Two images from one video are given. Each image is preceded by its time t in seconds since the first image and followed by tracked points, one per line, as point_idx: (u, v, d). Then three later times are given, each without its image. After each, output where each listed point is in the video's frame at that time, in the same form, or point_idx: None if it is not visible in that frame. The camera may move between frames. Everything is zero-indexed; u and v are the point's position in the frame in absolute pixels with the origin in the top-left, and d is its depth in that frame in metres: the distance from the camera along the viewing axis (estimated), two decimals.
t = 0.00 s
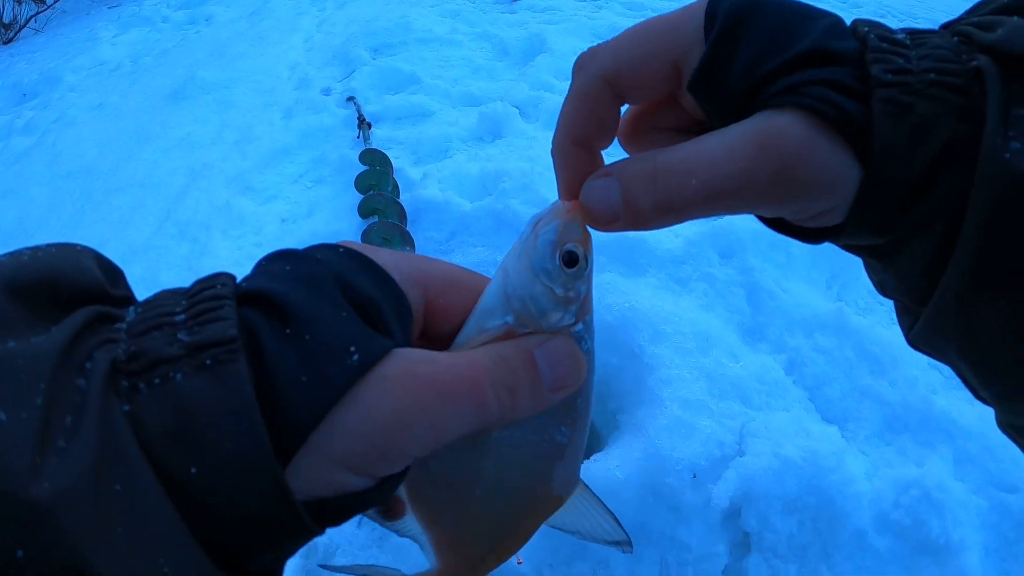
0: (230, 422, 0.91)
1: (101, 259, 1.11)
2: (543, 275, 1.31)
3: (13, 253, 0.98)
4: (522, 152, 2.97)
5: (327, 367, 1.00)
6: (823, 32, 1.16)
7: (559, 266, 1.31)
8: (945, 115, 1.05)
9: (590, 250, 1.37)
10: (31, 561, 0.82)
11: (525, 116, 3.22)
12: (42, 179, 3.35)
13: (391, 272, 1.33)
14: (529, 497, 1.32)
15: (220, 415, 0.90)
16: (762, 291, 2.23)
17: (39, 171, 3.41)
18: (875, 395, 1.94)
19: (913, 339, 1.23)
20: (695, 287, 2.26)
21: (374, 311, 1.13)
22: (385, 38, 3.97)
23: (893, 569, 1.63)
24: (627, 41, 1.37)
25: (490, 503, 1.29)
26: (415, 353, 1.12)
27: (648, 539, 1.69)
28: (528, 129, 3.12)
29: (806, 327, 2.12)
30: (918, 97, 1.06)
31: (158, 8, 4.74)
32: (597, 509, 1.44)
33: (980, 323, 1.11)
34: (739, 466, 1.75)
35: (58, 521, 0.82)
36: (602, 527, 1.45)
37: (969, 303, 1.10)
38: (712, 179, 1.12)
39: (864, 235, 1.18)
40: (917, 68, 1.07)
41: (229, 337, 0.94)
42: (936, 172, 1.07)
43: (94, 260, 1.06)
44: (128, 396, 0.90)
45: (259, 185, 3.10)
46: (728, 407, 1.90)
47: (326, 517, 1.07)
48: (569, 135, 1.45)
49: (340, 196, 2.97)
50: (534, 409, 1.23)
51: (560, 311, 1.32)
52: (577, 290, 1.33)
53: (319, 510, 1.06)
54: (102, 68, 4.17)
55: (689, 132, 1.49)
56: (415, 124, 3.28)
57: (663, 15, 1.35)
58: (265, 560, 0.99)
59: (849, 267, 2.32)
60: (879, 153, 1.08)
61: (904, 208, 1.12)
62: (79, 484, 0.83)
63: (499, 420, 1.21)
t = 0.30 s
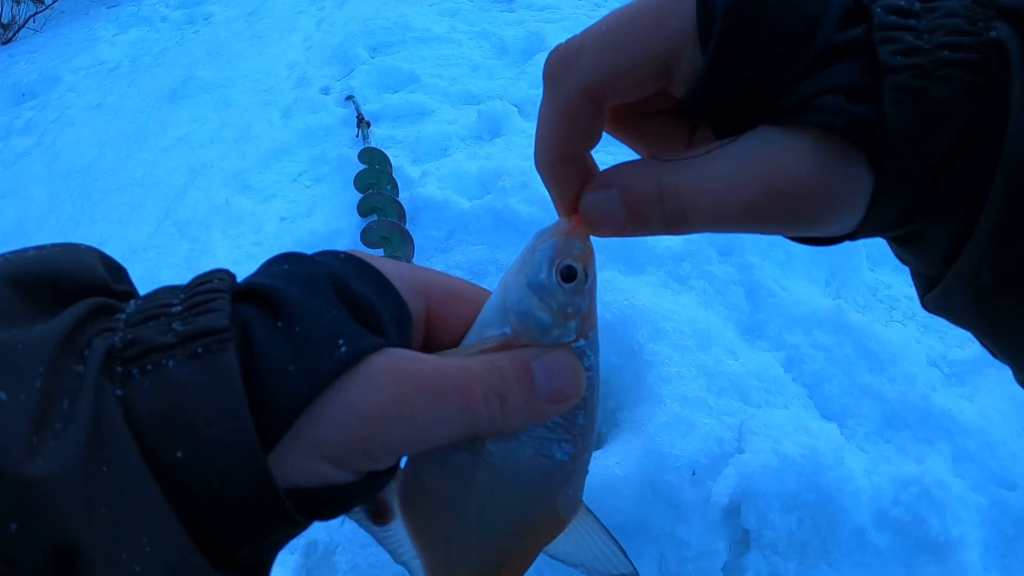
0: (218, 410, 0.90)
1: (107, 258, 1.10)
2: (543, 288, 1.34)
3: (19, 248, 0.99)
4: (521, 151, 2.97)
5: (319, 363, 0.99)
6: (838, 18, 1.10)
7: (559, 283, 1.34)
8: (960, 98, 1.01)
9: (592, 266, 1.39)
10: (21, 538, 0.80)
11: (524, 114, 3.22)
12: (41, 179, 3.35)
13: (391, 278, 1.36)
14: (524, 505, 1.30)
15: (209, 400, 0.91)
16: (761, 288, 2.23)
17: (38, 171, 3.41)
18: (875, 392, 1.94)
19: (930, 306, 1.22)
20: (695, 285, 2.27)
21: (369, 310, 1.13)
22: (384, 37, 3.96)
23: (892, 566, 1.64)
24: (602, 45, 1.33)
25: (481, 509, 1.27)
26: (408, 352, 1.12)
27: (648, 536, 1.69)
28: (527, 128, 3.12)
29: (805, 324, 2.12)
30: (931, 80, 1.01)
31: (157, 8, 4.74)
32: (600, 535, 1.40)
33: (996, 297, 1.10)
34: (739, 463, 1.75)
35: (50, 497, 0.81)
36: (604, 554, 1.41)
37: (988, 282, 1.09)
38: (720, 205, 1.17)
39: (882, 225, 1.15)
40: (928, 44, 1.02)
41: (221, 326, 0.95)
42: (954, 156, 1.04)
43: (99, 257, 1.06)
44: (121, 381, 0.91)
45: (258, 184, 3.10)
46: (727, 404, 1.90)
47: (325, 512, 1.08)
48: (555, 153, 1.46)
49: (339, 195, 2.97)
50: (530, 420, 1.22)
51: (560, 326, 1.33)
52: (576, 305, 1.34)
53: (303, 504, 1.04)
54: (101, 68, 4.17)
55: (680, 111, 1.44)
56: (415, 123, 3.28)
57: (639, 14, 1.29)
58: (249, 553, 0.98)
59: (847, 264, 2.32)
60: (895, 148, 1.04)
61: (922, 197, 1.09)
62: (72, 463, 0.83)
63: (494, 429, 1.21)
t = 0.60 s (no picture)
0: (230, 417, 0.91)
1: (116, 260, 1.10)
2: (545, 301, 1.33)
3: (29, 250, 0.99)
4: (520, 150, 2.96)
5: (331, 371, 1.00)
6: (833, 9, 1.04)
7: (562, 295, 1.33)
8: (953, 93, 0.98)
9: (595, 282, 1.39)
10: (38, 539, 0.81)
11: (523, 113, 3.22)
12: (40, 179, 3.35)
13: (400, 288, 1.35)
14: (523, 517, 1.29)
15: (222, 406, 0.91)
16: (760, 287, 2.23)
17: (38, 171, 3.41)
18: (874, 391, 1.94)
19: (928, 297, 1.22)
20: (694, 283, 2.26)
21: (376, 318, 1.13)
22: (383, 36, 3.96)
23: (891, 564, 1.64)
24: (586, 34, 1.22)
25: (480, 519, 1.26)
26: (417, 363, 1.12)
27: (647, 534, 1.69)
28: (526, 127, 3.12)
29: (805, 322, 2.12)
30: (926, 76, 0.98)
31: (156, 8, 4.74)
32: (596, 542, 1.40)
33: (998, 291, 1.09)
34: (738, 462, 1.75)
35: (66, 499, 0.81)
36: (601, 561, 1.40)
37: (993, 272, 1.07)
38: (704, 192, 1.16)
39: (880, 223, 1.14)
40: (923, 38, 0.99)
41: (234, 333, 0.95)
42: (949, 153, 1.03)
43: (108, 259, 1.06)
44: (135, 386, 0.91)
45: (257, 184, 3.10)
46: (726, 403, 1.90)
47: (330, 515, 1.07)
48: (539, 141, 1.35)
49: (339, 194, 2.97)
50: (535, 431, 1.22)
51: (562, 339, 1.32)
52: (578, 318, 1.34)
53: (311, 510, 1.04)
54: (99, 68, 4.17)
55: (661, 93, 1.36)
56: (414, 122, 3.27)
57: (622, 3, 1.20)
58: (258, 559, 0.98)
59: (846, 263, 2.32)
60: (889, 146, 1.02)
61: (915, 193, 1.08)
62: (88, 467, 0.83)
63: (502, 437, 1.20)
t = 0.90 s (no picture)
0: (220, 411, 0.92)
1: (120, 267, 1.13)
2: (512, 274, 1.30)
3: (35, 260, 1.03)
4: (521, 150, 2.96)
5: (314, 363, 0.99)
6: (830, 20, 1.13)
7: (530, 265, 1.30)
8: (936, 97, 1.06)
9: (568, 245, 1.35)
10: (45, 529, 0.84)
11: (524, 114, 3.23)
12: (42, 180, 3.35)
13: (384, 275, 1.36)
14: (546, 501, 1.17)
15: (214, 401, 0.92)
16: (761, 288, 2.24)
17: (39, 172, 3.41)
18: (875, 391, 1.94)
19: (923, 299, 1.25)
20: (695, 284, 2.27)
21: (366, 310, 1.14)
22: (385, 37, 3.97)
23: (892, 564, 1.64)
24: (628, 23, 1.45)
25: (496, 504, 1.17)
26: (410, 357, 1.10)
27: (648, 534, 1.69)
28: (527, 127, 3.12)
29: (805, 323, 2.12)
30: (909, 79, 1.07)
31: (157, 8, 4.74)
32: (629, 516, 1.25)
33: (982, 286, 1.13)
34: (739, 462, 1.75)
35: (70, 494, 0.84)
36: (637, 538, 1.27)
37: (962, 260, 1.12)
38: (707, 172, 1.25)
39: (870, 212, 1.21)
40: (910, 49, 1.08)
41: (222, 330, 0.96)
42: (927, 152, 1.10)
43: (112, 268, 1.09)
44: (132, 384, 0.93)
45: (258, 185, 3.10)
46: (727, 404, 1.90)
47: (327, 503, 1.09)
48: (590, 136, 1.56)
49: (339, 195, 2.97)
50: (531, 420, 1.12)
51: (539, 305, 1.28)
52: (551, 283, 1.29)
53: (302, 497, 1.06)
54: (100, 68, 4.18)
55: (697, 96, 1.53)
56: (414, 122, 3.28)
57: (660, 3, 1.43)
58: (255, 549, 0.99)
59: (847, 264, 2.32)
60: (876, 141, 1.10)
61: (895, 184, 1.15)
62: (93, 461, 0.86)
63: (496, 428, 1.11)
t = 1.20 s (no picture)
0: (211, 370, 0.95)
1: (116, 283, 1.15)
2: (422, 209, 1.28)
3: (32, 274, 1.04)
4: (522, 153, 2.97)
5: (276, 302, 1.04)
6: (885, 100, 1.18)
7: (433, 191, 1.26)
8: (979, 177, 1.07)
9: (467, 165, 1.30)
10: (69, 483, 0.85)
11: (526, 116, 3.23)
12: (44, 183, 3.36)
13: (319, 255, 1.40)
14: (500, 395, 1.09)
15: (206, 364, 0.95)
16: (763, 290, 2.24)
17: (42, 174, 3.42)
18: (877, 393, 1.94)
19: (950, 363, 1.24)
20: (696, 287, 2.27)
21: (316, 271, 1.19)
22: (386, 40, 3.98)
23: (893, 566, 1.63)
24: (712, 85, 1.43)
25: (460, 413, 1.09)
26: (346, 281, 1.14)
27: (649, 536, 1.69)
28: (529, 130, 3.13)
29: (807, 325, 2.13)
30: (955, 158, 1.08)
31: (158, 11, 4.76)
32: (592, 389, 1.12)
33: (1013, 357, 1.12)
34: (740, 465, 1.75)
35: (89, 451, 0.85)
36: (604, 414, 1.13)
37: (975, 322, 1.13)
38: (771, 222, 1.21)
39: (903, 273, 1.21)
40: (958, 132, 1.09)
41: (204, 302, 0.98)
42: (965, 218, 1.09)
43: (106, 279, 1.10)
44: (129, 360, 0.94)
45: (260, 188, 3.10)
46: (729, 406, 1.91)
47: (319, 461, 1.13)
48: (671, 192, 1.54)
49: (341, 198, 2.98)
50: (462, 307, 1.11)
51: (454, 228, 1.26)
52: (461, 201, 1.26)
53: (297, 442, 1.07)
54: (103, 71, 4.19)
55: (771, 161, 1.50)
56: (416, 125, 3.29)
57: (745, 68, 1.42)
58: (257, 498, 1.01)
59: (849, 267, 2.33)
60: (919, 208, 1.11)
61: (935, 247, 1.14)
62: (110, 424, 0.88)
63: (435, 321, 1.11)
